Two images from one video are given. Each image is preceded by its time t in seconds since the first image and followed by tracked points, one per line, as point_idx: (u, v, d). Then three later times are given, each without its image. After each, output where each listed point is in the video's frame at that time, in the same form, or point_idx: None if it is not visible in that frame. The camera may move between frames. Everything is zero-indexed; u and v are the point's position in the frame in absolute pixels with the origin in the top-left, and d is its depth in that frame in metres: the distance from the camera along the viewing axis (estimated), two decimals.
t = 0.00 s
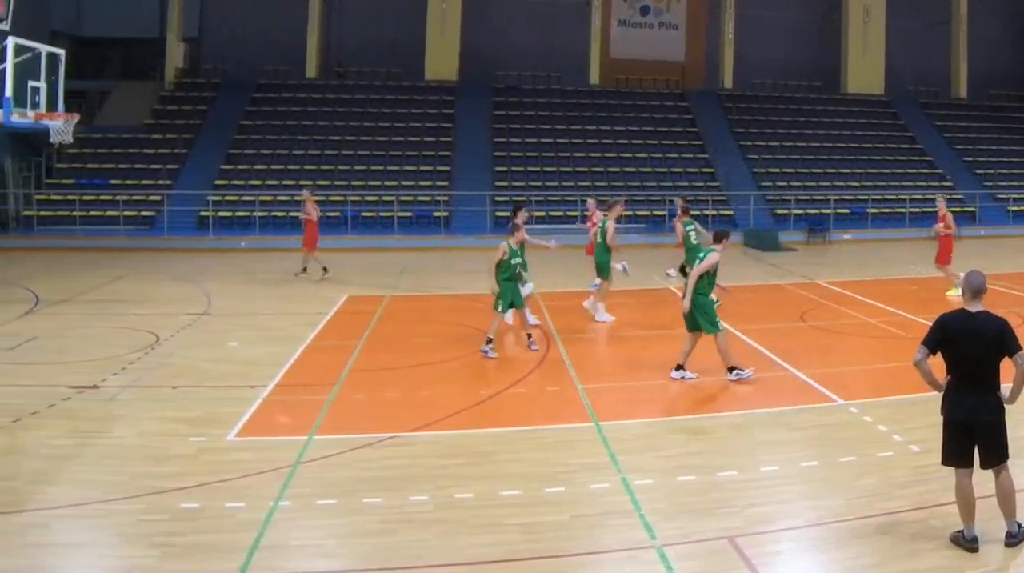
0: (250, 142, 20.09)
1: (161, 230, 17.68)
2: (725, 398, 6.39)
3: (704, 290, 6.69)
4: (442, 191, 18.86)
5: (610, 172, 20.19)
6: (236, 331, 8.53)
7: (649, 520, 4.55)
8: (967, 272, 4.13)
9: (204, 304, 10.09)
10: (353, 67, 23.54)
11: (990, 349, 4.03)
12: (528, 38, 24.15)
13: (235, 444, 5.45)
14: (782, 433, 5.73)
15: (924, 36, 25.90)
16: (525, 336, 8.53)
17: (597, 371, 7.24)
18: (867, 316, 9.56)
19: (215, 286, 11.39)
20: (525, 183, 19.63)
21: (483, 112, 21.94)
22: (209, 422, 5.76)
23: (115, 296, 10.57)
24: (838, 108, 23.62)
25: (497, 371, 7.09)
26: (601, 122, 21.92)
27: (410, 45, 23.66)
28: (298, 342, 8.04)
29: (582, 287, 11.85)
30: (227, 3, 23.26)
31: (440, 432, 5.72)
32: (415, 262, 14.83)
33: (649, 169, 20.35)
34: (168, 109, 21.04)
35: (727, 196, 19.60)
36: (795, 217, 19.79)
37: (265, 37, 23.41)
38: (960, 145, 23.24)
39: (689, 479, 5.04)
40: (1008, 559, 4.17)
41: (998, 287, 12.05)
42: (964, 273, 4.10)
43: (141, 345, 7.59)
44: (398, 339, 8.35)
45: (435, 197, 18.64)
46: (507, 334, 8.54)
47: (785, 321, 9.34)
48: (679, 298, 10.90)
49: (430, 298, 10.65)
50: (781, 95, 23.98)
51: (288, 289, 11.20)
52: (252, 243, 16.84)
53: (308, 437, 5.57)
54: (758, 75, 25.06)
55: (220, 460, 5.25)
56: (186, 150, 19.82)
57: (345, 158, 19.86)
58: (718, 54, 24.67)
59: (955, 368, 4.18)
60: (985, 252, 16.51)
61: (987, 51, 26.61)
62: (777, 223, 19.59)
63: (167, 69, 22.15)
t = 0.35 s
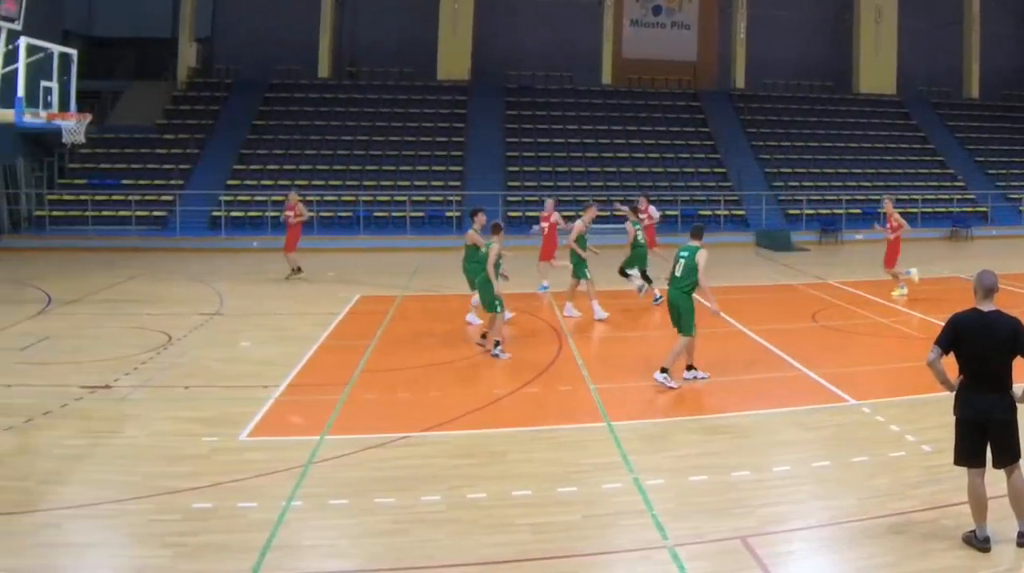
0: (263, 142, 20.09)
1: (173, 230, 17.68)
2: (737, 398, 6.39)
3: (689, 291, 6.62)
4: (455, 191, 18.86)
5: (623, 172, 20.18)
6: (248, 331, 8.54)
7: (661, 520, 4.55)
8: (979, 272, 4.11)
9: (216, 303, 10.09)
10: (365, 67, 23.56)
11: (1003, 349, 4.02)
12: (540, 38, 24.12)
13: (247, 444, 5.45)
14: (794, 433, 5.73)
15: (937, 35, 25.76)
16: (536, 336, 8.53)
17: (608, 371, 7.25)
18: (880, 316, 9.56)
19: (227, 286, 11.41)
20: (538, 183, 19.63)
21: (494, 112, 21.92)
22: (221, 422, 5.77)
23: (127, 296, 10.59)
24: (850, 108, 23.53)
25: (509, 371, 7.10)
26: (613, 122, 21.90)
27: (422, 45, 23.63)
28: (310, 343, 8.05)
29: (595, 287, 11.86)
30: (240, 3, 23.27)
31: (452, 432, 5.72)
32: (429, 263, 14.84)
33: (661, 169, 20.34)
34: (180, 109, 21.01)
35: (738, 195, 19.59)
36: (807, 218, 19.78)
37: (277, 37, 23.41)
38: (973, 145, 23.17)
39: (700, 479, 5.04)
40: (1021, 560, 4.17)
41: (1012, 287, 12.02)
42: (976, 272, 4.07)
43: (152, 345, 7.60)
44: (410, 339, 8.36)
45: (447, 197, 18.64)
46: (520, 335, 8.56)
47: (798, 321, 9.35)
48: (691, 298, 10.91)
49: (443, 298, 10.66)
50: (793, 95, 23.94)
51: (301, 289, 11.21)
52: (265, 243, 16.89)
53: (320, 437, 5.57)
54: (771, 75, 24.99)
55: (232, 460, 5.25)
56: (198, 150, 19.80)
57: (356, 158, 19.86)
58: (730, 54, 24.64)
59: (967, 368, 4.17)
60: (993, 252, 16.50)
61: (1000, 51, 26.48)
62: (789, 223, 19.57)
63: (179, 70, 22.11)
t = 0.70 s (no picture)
0: (277, 142, 20.10)
1: (187, 230, 17.69)
2: (751, 398, 6.39)
3: (670, 291, 6.64)
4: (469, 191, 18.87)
5: (637, 172, 20.17)
6: (261, 331, 8.56)
7: (675, 520, 4.55)
8: (992, 271, 4.09)
9: (231, 304, 10.10)
10: (378, 67, 23.54)
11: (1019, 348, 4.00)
12: (553, 38, 24.10)
13: (260, 444, 5.45)
14: (808, 433, 5.73)
15: (951, 35, 25.68)
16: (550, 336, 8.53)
17: (622, 370, 7.26)
18: (894, 316, 9.56)
19: (240, 286, 11.43)
20: (551, 183, 19.62)
21: (507, 112, 21.91)
22: (235, 422, 5.78)
23: (142, 296, 10.62)
24: (863, 108, 23.45)
25: (522, 371, 7.10)
26: (627, 122, 21.90)
27: (436, 45, 23.61)
28: (323, 342, 8.07)
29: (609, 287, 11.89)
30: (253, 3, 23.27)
31: (464, 433, 5.72)
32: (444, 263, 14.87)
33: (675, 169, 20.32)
34: (194, 109, 21.01)
35: (752, 194, 19.55)
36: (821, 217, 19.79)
37: (290, 37, 23.42)
38: (987, 145, 23.09)
39: (714, 479, 5.04)
40: None
41: None
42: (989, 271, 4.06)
43: (166, 346, 7.62)
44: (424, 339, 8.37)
45: (461, 197, 18.67)
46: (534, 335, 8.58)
47: (812, 321, 9.35)
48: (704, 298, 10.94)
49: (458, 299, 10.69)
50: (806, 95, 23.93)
51: (316, 289, 11.23)
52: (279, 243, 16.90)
53: (333, 437, 5.57)
54: (785, 75, 24.97)
55: (246, 460, 5.25)
56: (212, 150, 19.80)
57: (369, 157, 19.87)
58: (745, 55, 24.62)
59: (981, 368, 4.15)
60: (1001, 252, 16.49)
61: (1015, 50, 26.36)
62: (803, 223, 19.55)
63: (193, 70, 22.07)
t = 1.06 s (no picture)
0: (290, 142, 20.10)
1: (201, 230, 17.72)
2: (765, 398, 6.40)
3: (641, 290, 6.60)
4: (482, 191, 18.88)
5: (650, 171, 20.16)
6: (274, 331, 8.58)
7: (688, 520, 4.54)
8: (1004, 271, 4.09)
9: (244, 304, 10.11)
10: (393, 66, 23.58)
11: None
12: (568, 38, 24.15)
13: (273, 444, 5.46)
14: (821, 433, 5.73)
15: (965, 36, 25.70)
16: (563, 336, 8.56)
17: (634, 371, 7.29)
18: (908, 316, 9.56)
19: (253, 286, 11.45)
20: (564, 183, 19.60)
21: (521, 112, 21.90)
22: (249, 422, 5.79)
23: (154, 296, 10.64)
24: (877, 109, 23.33)
25: (534, 371, 7.13)
26: (640, 121, 21.91)
27: (451, 46, 23.69)
28: (336, 343, 8.10)
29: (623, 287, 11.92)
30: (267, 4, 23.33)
31: (478, 432, 5.74)
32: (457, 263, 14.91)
33: (688, 169, 20.30)
34: (207, 109, 21.01)
35: (766, 195, 19.56)
36: (834, 217, 19.72)
37: (305, 37, 23.49)
38: (1001, 145, 23.01)
39: (727, 479, 5.04)
40: None
41: None
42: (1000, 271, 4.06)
43: (180, 346, 7.65)
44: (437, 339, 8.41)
45: (474, 197, 18.71)
46: (547, 336, 8.59)
47: (826, 321, 9.35)
48: (717, 298, 10.96)
49: (473, 300, 10.77)
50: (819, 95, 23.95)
51: (329, 289, 11.27)
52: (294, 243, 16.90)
53: (345, 437, 5.58)
54: (798, 75, 25.00)
55: (259, 460, 5.25)
56: (225, 150, 19.78)
57: (381, 157, 19.86)
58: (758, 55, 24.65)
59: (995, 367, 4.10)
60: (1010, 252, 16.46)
61: None
62: (816, 223, 19.52)
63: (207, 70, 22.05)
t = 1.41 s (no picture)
0: (303, 142, 20.09)
1: (214, 230, 17.71)
2: (779, 399, 6.41)
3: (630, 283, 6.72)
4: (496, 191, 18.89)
5: (662, 172, 20.15)
6: (286, 332, 8.62)
7: (702, 520, 4.52)
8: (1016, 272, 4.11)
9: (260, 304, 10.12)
10: (406, 67, 23.60)
11: None
12: (582, 38, 24.14)
13: (287, 444, 5.48)
14: (834, 433, 5.74)
15: (977, 36, 25.69)
16: (575, 336, 8.60)
17: (645, 371, 7.32)
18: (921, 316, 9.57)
19: (267, 286, 11.49)
20: (577, 182, 19.63)
21: (534, 113, 21.87)
22: (263, 422, 5.80)
23: (166, 295, 10.67)
24: (891, 109, 23.26)
25: (546, 372, 7.18)
26: (652, 121, 21.89)
27: (465, 46, 23.71)
28: (350, 343, 8.15)
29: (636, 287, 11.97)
30: (281, 4, 23.37)
31: (492, 432, 5.75)
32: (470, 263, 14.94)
33: (701, 169, 20.30)
34: (221, 109, 21.03)
35: (779, 195, 19.59)
36: (848, 217, 19.74)
37: (320, 37, 23.50)
38: (1013, 146, 22.98)
39: (741, 479, 5.03)
40: None
41: None
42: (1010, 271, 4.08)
43: (194, 347, 7.69)
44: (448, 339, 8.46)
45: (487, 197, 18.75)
46: (558, 336, 8.63)
47: (840, 321, 9.35)
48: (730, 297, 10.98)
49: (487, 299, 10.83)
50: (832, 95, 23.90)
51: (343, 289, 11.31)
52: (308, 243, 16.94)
53: (358, 437, 5.60)
54: (812, 75, 24.99)
55: (273, 461, 5.26)
56: (239, 150, 19.80)
57: (394, 157, 19.88)
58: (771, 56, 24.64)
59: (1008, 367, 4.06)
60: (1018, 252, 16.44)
61: None
62: (830, 223, 19.54)
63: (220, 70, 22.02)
